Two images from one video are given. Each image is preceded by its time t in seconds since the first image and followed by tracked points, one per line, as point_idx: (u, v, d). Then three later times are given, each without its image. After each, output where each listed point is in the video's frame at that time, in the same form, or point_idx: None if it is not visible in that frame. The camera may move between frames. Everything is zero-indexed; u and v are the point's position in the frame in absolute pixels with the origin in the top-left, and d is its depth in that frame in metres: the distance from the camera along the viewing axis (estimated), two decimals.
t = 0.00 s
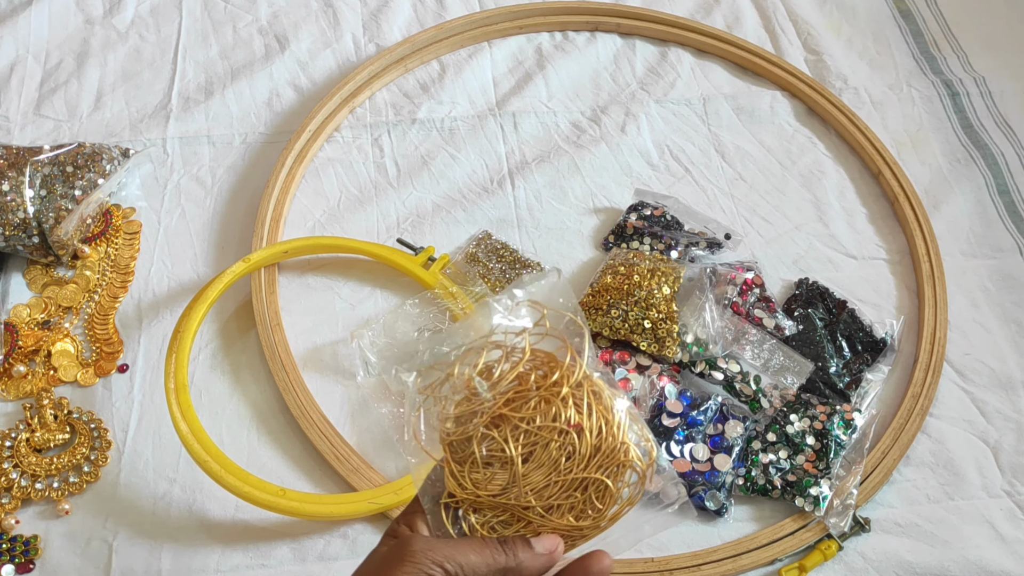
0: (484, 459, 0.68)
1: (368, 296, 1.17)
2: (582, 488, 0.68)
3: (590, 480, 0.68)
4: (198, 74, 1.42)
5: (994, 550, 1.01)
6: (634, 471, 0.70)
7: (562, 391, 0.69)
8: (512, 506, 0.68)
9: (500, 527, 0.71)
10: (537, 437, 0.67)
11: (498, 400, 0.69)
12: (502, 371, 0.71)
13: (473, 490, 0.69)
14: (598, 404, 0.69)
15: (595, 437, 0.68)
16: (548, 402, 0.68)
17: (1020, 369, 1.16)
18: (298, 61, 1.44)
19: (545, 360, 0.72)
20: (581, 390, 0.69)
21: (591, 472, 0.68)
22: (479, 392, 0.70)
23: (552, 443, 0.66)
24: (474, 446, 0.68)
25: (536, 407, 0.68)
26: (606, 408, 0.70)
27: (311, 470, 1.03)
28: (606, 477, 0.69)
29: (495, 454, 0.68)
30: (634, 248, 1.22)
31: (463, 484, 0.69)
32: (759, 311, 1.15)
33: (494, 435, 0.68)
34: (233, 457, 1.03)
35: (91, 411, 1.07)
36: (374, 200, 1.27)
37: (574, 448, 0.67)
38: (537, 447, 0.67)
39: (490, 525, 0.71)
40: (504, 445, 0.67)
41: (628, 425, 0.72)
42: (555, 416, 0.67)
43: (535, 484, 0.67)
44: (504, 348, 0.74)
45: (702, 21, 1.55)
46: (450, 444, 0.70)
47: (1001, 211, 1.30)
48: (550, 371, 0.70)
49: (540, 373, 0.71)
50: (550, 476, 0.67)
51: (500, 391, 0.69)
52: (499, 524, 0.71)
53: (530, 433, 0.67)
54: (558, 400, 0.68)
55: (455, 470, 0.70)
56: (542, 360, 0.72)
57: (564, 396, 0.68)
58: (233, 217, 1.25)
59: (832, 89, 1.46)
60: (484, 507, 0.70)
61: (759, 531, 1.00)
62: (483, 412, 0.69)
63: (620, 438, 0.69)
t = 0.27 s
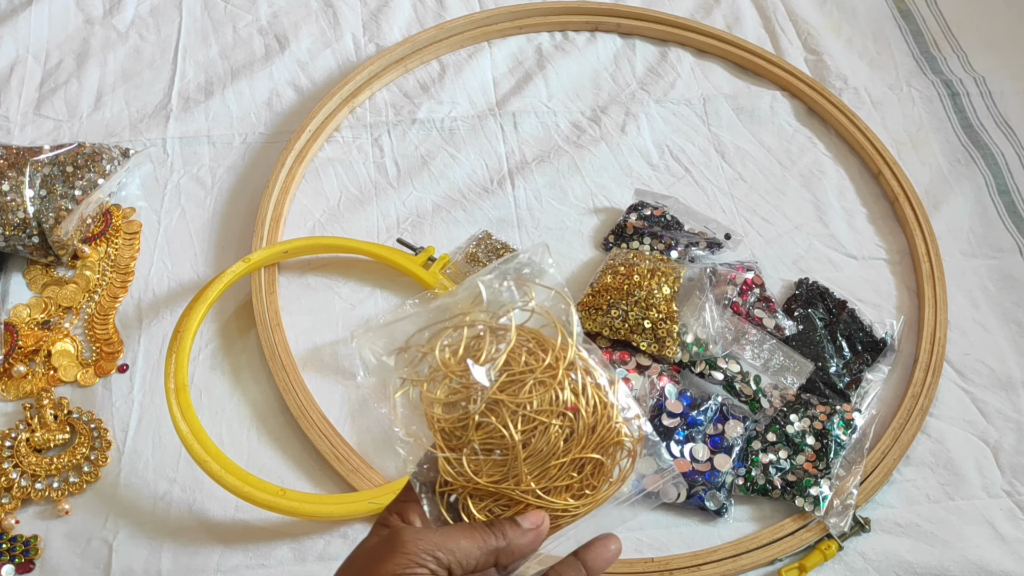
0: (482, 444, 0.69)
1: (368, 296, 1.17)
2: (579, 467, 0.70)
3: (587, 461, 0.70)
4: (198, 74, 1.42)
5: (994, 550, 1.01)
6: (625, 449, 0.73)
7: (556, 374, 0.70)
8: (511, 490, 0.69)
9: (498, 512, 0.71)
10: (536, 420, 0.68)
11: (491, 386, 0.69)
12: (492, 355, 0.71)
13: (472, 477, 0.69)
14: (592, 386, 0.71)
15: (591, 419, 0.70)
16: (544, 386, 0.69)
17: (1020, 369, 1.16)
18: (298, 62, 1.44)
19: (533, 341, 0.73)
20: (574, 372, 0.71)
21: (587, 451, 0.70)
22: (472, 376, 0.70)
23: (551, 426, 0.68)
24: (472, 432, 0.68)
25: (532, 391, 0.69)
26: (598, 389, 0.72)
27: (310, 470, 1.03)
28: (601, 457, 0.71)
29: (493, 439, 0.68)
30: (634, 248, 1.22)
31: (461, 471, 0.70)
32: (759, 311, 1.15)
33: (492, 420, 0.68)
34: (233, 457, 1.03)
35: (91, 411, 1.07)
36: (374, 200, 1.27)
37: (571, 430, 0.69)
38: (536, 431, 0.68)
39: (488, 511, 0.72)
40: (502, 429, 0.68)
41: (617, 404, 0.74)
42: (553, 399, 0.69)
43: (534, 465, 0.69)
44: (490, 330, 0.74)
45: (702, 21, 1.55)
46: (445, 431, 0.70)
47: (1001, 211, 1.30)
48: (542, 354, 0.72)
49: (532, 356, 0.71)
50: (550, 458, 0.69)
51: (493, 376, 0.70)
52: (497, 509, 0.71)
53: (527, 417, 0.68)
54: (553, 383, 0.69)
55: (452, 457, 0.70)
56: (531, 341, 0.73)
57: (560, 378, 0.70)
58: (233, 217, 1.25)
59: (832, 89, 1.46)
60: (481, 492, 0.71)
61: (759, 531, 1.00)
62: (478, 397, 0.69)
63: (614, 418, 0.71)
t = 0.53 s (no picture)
0: (497, 458, 0.67)
1: (368, 296, 1.17)
2: (585, 482, 0.70)
3: (594, 477, 0.70)
4: (198, 74, 1.42)
5: (994, 550, 1.01)
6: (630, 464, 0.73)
7: (577, 391, 0.68)
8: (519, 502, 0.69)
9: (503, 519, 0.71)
10: (553, 438, 0.66)
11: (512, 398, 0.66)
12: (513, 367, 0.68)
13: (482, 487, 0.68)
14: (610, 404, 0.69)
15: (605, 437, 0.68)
16: (565, 403, 0.67)
17: (1020, 369, 1.16)
18: (298, 61, 1.44)
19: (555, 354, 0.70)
20: (592, 389, 0.69)
21: (597, 468, 0.69)
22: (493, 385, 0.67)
23: (566, 445, 0.66)
24: (488, 445, 0.66)
25: (552, 407, 0.66)
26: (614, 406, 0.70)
27: (311, 470, 1.03)
28: (608, 472, 0.71)
29: (508, 452, 0.66)
30: (634, 248, 1.22)
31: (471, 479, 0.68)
32: (759, 311, 1.15)
33: (509, 434, 0.65)
34: (233, 457, 1.03)
35: (91, 411, 1.07)
36: (374, 200, 1.27)
37: (584, 448, 0.68)
38: (551, 448, 0.67)
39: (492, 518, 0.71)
40: (519, 444, 0.66)
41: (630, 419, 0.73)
42: (570, 417, 0.67)
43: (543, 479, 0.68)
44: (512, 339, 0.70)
45: (703, 21, 1.55)
46: (458, 440, 0.67)
47: (1001, 211, 1.30)
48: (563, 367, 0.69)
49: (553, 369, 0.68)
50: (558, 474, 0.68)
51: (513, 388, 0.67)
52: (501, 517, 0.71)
53: (545, 434, 0.66)
54: (573, 400, 0.67)
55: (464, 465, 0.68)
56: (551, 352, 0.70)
57: (580, 396, 0.67)
58: (233, 217, 1.25)
59: (832, 89, 1.46)
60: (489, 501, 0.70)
61: (759, 531, 1.00)
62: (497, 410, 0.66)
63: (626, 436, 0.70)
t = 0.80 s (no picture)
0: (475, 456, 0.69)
1: (368, 296, 1.17)
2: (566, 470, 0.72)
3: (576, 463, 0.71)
4: (198, 74, 1.42)
5: (994, 550, 1.01)
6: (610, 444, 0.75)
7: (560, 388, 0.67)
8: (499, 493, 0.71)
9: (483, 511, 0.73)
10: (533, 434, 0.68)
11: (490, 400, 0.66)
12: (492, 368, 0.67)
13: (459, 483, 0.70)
14: (594, 394, 0.69)
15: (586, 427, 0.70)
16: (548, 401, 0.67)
17: (1020, 369, 1.16)
18: (298, 61, 1.44)
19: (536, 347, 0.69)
20: (578, 383, 0.68)
21: (578, 456, 0.71)
22: (471, 386, 0.67)
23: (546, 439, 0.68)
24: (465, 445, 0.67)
25: (534, 406, 0.67)
26: (600, 393, 0.71)
27: (310, 470, 1.03)
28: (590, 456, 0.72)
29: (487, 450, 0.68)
30: (634, 248, 1.22)
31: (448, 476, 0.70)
32: (759, 311, 1.15)
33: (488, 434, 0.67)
34: (233, 457, 1.03)
35: (91, 411, 1.07)
36: (374, 200, 1.27)
37: (565, 439, 0.69)
38: (530, 443, 0.69)
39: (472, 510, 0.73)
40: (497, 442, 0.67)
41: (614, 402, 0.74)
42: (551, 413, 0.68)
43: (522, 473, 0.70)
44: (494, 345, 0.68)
45: (702, 21, 1.55)
46: (436, 441, 0.69)
47: (1001, 211, 1.30)
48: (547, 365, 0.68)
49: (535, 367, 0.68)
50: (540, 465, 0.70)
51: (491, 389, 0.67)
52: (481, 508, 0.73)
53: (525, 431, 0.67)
54: (557, 396, 0.67)
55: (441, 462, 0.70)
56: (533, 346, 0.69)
57: (564, 393, 0.67)
58: (233, 218, 1.25)
59: (832, 89, 1.46)
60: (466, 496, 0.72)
61: (759, 531, 1.00)
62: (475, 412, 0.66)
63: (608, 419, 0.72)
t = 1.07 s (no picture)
0: (473, 463, 0.70)
1: (367, 296, 1.17)
2: (561, 479, 0.73)
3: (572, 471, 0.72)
4: (198, 74, 1.42)
5: (994, 550, 1.01)
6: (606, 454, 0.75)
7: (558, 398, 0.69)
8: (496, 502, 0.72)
9: (479, 518, 0.74)
10: (530, 444, 0.69)
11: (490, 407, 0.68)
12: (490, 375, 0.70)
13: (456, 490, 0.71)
14: (589, 403, 0.71)
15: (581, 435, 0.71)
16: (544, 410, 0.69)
17: (1020, 369, 1.16)
18: (298, 61, 1.44)
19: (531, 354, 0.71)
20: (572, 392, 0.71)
21: (573, 466, 0.72)
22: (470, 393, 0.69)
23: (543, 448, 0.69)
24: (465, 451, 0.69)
25: (531, 414, 0.69)
26: (594, 402, 0.72)
27: (310, 470, 1.03)
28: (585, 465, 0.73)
29: (485, 457, 0.69)
30: (634, 248, 1.22)
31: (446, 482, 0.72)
32: (759, 311, 1.15)
33: (486, 440, 0.69)
34: (233, 457, 1.03)
35: (91, 411, 1.07)
36: (374, 200, 1.27)
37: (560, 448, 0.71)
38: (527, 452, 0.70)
39: (468, 517, 0.74)
40: (495, 450, 0.69)
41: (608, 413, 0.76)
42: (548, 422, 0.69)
43: (519, 482, 0.71)
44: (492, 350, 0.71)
45: (702, 21, 1.55)
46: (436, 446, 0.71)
47: (1001, 211, 1.30)
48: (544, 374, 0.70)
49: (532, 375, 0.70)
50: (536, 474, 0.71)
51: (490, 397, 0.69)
52: (477, 516, 0.74)
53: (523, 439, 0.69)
54: (552, 405, 0.69)
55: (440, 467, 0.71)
56: (528, 353, 0.71)
57: (561, 402, 0.69)
58: (233, 218, 1.25)
59: (832, 89, 1.46)
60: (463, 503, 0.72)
61: (759, 531, 1.00)
62: (475, 419, 0.68)
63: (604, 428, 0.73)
